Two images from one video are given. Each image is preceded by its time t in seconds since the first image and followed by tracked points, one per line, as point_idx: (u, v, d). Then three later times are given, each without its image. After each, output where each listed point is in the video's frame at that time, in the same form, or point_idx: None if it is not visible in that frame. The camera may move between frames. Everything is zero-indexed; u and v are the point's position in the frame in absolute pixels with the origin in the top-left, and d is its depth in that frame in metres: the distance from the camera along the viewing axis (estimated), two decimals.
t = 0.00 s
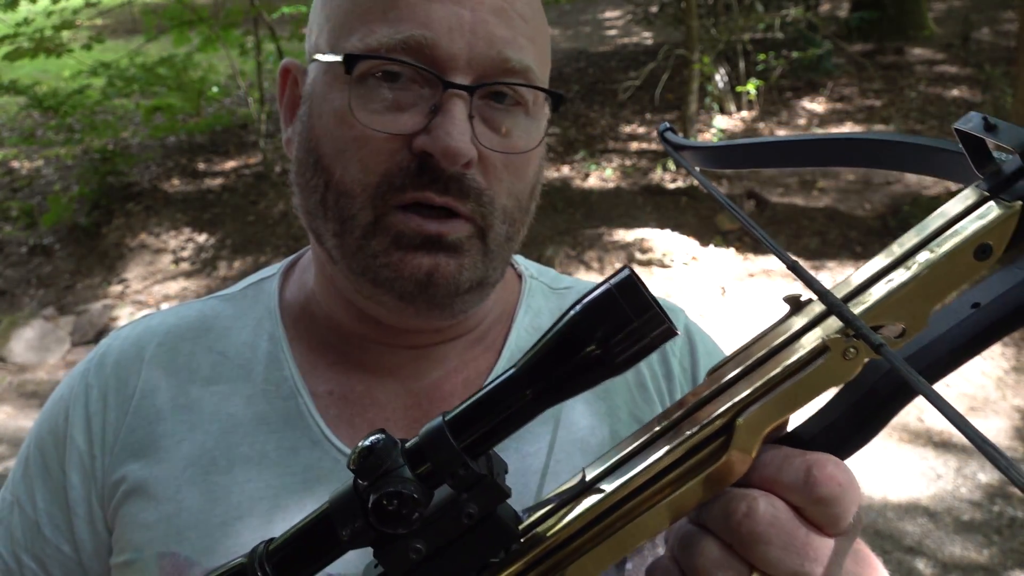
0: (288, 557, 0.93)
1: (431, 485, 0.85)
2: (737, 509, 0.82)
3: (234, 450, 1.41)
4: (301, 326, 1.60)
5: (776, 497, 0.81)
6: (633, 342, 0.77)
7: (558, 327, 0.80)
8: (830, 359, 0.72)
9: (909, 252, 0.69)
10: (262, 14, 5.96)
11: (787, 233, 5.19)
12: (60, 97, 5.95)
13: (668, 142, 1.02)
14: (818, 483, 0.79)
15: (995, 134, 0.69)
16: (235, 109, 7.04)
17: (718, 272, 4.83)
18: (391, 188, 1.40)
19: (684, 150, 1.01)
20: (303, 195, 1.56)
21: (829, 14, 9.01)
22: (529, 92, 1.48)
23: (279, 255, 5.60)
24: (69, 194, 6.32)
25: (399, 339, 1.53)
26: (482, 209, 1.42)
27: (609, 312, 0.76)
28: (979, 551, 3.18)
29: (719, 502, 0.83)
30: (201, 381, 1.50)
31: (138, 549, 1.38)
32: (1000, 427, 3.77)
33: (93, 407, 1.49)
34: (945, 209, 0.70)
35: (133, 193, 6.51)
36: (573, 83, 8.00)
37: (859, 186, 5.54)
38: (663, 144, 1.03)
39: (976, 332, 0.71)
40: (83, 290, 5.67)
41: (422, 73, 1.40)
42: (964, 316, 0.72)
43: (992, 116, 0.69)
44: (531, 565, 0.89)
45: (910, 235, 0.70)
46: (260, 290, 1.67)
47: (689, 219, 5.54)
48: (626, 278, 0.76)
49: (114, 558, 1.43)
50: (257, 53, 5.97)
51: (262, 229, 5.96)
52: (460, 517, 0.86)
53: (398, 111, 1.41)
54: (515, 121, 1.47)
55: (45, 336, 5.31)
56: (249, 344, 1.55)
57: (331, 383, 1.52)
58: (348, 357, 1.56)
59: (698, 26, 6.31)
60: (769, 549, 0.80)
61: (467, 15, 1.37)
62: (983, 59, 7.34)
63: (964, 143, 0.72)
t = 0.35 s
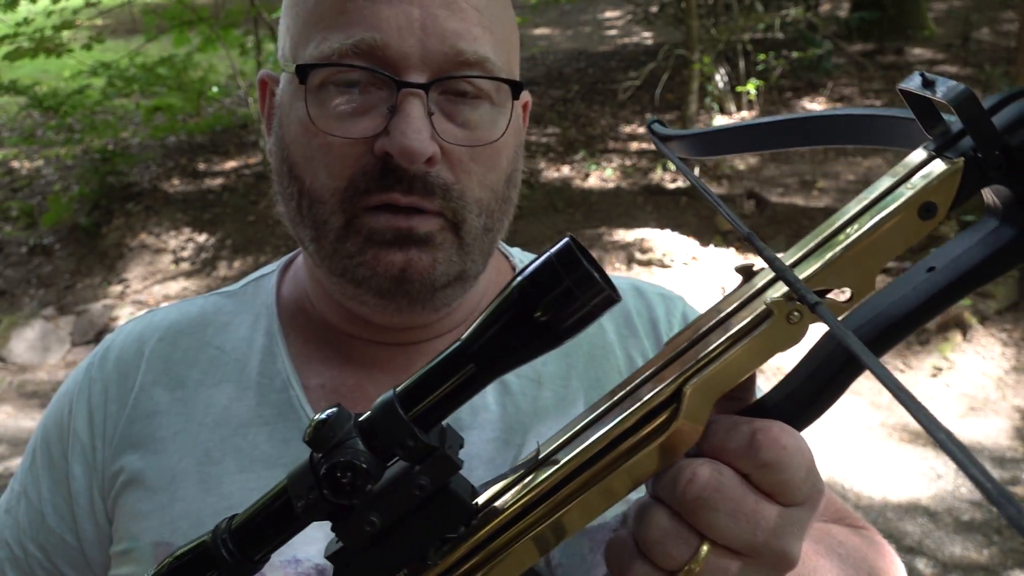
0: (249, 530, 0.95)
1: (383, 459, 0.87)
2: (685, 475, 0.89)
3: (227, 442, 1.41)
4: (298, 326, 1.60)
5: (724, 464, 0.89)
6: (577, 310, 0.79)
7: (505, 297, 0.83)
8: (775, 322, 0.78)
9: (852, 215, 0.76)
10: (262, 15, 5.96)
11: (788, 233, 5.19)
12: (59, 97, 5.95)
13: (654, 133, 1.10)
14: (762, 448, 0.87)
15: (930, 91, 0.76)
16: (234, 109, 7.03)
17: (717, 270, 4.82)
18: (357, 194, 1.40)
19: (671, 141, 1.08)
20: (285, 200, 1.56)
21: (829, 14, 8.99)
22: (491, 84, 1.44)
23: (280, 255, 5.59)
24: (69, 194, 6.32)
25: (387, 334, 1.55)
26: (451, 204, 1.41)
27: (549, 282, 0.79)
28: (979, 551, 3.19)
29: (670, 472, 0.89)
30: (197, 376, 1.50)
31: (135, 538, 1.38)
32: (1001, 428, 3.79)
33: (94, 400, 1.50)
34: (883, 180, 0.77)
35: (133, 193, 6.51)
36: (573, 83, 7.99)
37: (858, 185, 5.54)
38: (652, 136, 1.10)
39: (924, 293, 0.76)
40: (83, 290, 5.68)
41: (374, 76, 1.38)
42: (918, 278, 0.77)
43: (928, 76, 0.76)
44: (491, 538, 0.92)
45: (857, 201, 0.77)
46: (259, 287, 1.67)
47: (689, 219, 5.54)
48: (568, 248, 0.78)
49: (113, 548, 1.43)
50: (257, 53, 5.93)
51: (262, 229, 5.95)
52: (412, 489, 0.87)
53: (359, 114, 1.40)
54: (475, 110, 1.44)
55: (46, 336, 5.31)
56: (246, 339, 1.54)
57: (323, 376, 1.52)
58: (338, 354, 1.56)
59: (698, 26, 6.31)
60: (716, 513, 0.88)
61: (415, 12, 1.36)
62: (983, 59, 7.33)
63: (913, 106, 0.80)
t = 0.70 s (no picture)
0: (237, 548, 0.94)
1: (369, 475, 0.87)
2: (673, 489, 0.88)
3: (225, 445, 1.41)
4: (295, 327, 1.61)
5: (712, 478, 0.88)
6: (558, 325, 0.79)
7: (490, 307, 0.82)
8: (761, 335, 0.77)
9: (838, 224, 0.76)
10: (262, 14, 5.96)
11: (787, 233, 5.19)
12: (59, 97, 5.96)
13: (644, 122, 1.10)
14: (749, 461, 0.86)
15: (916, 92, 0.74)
16: (235, 110, 7.03)
17: (717, 270, 4.82)
18: (399, 199, 1.39)
19: (660, 131, 1.08)
20: (296, 206, 1.56)
21: (830, 14, 8.99)
22: (511, 86, 1.48)
23: (280, 255, 5.59)
24: (69, 194, 6.32)
25: (393, 334, 1.54)
26: (484, 204, 1.42)
27: (532, 296, 0.79)
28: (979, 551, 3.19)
29: (660, 484, 0.89)
30: (194, 380, 1.49)
31: (136, 543, 1.38)
32: (1002, 428, 3.80)
33: (94, 406, 1.50)
34: (872, 185, 0.77)
35: (133, 193, 6.51)
36: (573, 82, 7.99)
37: (858, 185, 5.54)
38: (642, 126, 1.11)
39: (919, 298, 0.76)
40: (83, 290, 5.68)
41: (412, 83, 1.37)
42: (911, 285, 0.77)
43: (915, 77, 0.74)
44: (484, 551, 0.91)
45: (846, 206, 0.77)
46: (254, 289, 1.67)
47: (689, 219, 5.54)
48: (548, 262, 0.78)
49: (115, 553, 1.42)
50: (256, 53, 5.93)
51: (262, 229, 5.95)
52: (398, 506, 0.88)
53: (392, 121, 1.40)
54: (500, 115, 1.46)
55: (46, 336, 5.32)
56: (242, 343, 1.54)
57: (321, 379, 1.51)
58: (343, 355, 1.55)
59: (698, 26, 6.31)
60: (707, 528, 0.88)
61: (446, 19, 1.37)
62: (983, 59, 7.34)
63: (901, 106, 0.78)
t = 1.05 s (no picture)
0: (258, 542, 0.94)
1: (391, 469, 0.87)
2: (693, 481, 0.89)
3: (232, 445, 1.41)
4: (300, 324, 1.61)
5: (730, 470, 0.89)
6: (578, 320, 0.80)
7: (505, 306, 0.83)
8: (777, 327, 0.76)
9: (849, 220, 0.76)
10: (262, 14, 5.95)
11: (788, 233, 5.20)
12: (59, 97, 5.96)
13: (653, 130, 1.09)
14: (766, 454, 0.87)
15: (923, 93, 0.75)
16: (235, 110, 7.03)
17: (718, 270, 4.82)
18: (407, 190, 1.39)
19: (669, 138, 1.07)
20: (303, 202, 1.56)
21: (830, 14, 8.98)
22: (518, 84, 1.48)
23: (279, 255, 5.59)
24: (69, 194, 6.32)
25: (398, 330, 1.53)
26: (492, 198, 1.43)
27: (550, 292, 0.79)
28: (979, 551, 3.19)
29: (678, 474, 0.90)
30: (199, 380, 1.49)
31: (142, 542, 1.38)
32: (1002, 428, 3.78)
33: (98, 406, 1.50)
34: (881, 182, 0.77)
35: (133, 193, 6.51)
36: (573, 83, 8.00)
37: (859, 185, 5.54)
38: (649, 133, 1.11)
39: (928, 296, 0.76)
40: (83, 290, 5.68)
41: (423, 78, 1.37)
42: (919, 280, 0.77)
43: (921, 77, 0.75)
44: (499, 546, 0.92)
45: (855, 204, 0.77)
46: (258, 289, 1.67)
47: (689, 219, 5.54)
48: (567, 258, 0.78)
49: (119, 552, 1.42)
50: (257, 53, 5.92)
51: (262, 229, 5.94)
52: (420, 499, 0.88)
53: (403, 115, 1.40)
54: (508, 114, 1.47)
55: (45, 336, 5.32)
56: (247, 343, 1.54)
57: (327, 378, 1.51)
58: (349, 352, 1.55)
59: (698, 26, 6.32)
60: (728, 518, 0.88)
61: (459, 16, 1.37)
62: (983, 59, 7.34)
63: (909, 106, 0.79)
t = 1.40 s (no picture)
0: (286, 530, 0.95)
1: (418, 456, 0.88)
2: (714, 465, 0.88)
3: (241, 444, 1.41)
4: (306, 324, 1.59)
5: (750, 455, 0.89)
6: (605, 307, 0.81)
7: (524, 308, 0.85)
8: (795, 317, 0.77)
9: (866, 213, 0.76)
10: (262, 14, 5.95)
11: (788, 233, 5.20)
12: (59, 97, 5.96)
13: (661, 136, 1.09)
14: (783, 438, 0.87)
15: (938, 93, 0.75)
16: (235, 110, 7.04)
17: (719, 270, 4.82)
18: (373, 190, 1.39)
19: (677, 141, 1.07)
20: (293, 203, 1.56)
21: (830, 14, 8.98)
22: (498, 74, 1.44)
23: (279, 255, 5.59)
24: (69, 194, 6.32)
25: (399, 330, 1.52)
26: (470, 195, 1.42)
27: (575, 282, 0.81)
28: (979, 551, 3.19)
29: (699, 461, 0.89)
30: (208, 379, 1.49)
31: (151, 541, 1.38)
32: (1003, 427, 3.78)
33: (107, 405, 1.50)
34: (894, 179, 0.77)
35: (133, 193, 6.50)
36: (573, 83, 7.99)
37: (859, 185, 5.55)
38: (658, 137, 1.11)
39: (944, 287, 0.76)
40: (83, 290, 5.68)
41: (386, 72, 1.37)
42: (931, 273, 0.78)
43: (935, 77, 0.75)
44: (519, 537, 0.92)
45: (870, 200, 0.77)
46: (265, 288, 1.67)
47: (690, 219, 5.54)
48: (593, 249, 0.80)
49: (128, 551, 1.43)
50: (257, 53, 5.91)
51: (261, 229, 5.94)
52: (446, 486, 0.88)
53: (372, 112, 1.39)
54: (486, 101, 1.44)
55: (46, 336, 5.32)
56: (256, 342, 1.54)
57: (335, 377, 1.51)
58: (350, 352, 1.55)
59: (698, 26, 6.32)
60: (746, 501, 0.88)
61: (422, 9, 1.36)
62: (983, 59, 7.34)
63: (921, 106, 0.79)
